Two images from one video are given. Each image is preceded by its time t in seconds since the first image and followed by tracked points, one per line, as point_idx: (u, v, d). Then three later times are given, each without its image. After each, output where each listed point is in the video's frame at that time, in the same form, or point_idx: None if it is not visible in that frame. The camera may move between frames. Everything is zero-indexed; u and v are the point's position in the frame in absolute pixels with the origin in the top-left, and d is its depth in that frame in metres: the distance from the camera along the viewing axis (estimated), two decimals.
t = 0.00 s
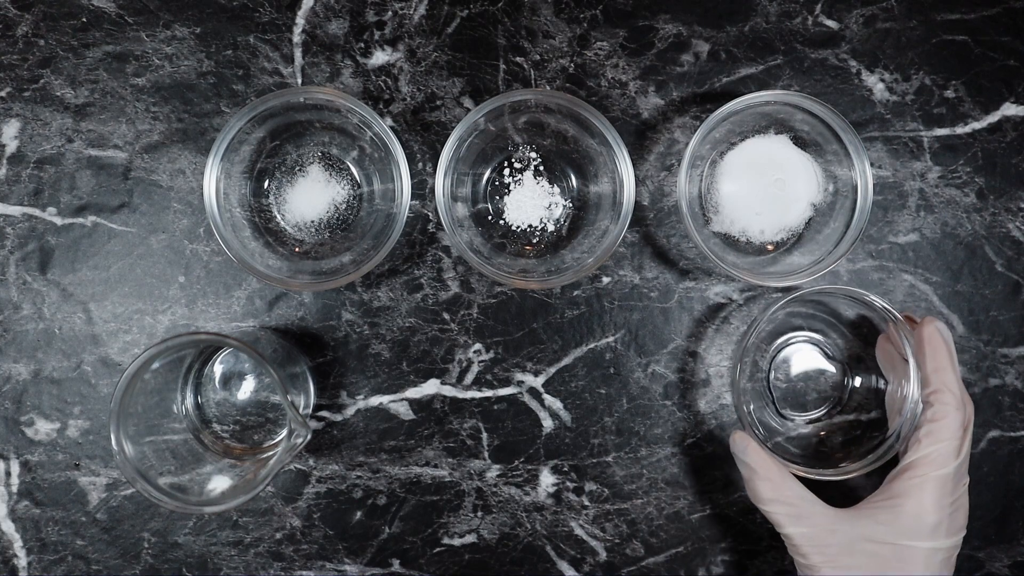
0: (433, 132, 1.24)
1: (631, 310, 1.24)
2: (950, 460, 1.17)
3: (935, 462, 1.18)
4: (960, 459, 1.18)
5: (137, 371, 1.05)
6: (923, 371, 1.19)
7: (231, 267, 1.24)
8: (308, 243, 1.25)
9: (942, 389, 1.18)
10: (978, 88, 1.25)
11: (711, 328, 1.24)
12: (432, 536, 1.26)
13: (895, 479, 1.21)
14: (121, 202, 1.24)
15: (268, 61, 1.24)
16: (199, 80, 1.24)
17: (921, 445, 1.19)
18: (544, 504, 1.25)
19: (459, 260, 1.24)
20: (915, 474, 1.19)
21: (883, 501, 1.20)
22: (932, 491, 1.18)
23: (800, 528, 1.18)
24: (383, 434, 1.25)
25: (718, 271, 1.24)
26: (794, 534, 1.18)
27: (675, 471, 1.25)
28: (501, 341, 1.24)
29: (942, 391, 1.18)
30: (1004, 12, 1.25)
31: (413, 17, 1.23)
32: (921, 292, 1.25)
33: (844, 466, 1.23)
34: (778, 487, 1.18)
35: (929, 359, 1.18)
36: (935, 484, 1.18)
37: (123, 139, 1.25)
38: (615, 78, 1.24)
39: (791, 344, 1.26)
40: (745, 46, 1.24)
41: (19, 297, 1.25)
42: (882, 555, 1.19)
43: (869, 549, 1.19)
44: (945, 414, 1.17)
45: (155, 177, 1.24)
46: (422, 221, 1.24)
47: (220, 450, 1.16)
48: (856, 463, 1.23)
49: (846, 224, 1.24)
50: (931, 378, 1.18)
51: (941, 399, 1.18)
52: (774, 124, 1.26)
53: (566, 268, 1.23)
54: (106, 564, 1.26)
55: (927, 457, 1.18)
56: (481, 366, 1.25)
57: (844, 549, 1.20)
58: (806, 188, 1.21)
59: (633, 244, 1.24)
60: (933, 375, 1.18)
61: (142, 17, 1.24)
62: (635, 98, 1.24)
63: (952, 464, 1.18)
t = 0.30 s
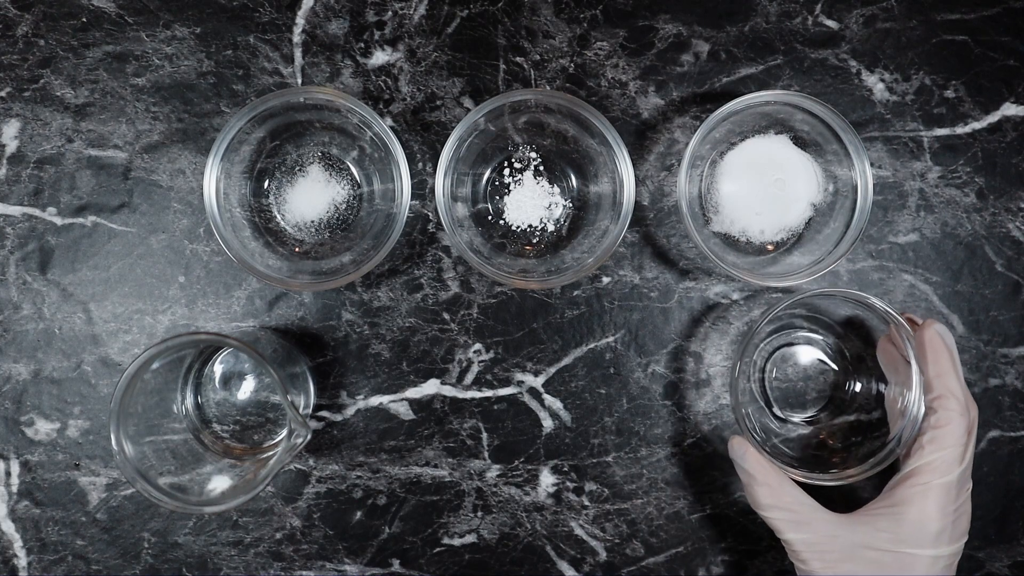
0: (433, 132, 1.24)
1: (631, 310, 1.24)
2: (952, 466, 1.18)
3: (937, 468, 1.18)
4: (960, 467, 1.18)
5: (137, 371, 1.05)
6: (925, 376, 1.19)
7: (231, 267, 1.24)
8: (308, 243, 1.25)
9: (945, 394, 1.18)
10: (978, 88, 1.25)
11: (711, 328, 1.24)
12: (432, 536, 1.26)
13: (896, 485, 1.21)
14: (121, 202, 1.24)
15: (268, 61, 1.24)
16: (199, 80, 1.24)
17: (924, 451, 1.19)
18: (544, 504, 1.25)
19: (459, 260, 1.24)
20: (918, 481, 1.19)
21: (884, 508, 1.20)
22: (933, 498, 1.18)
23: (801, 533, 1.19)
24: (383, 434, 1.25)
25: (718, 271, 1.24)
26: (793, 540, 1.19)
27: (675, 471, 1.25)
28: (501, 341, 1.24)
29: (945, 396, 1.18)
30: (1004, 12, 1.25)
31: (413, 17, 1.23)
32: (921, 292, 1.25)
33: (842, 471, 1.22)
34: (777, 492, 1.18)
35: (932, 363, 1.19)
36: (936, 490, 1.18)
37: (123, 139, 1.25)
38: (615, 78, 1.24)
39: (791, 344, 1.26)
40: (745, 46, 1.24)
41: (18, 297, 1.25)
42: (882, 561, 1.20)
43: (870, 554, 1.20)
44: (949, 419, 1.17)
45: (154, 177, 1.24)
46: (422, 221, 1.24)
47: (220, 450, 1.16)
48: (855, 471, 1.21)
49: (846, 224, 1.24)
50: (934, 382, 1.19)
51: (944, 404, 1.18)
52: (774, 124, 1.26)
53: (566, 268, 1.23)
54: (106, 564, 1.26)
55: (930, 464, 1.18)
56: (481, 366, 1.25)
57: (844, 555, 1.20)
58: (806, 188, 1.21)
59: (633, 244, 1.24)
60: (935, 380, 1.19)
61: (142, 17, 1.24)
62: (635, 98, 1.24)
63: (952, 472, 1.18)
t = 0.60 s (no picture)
0: (433, 132, 1.24)
1: (631, 310, 1.24)
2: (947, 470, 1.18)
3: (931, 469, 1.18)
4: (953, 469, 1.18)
5: (137, 371, 1.05)
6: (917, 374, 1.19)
7: (231, 267, 1.24)
8: (308, 243, 1.25)
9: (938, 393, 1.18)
10: (978, 89, 1.25)
11: (710, 328, 1.24)
12: (432, 536, 1.26)
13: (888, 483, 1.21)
14: (121, 202, 1.24)
15: (268, 61, 1.24)
16: (199, 80, 1.24)
17: (915, 451, 1.18)
18: (544, 504, 1.25)
19: (459, 260, 1.24)
20: (911, 480, 1.18)
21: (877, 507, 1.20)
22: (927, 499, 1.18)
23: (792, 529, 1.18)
24: (383, 434, 1.25)
25: (718, 271, 1.24)
26: (784, 541, 1.19)
27: (675, 471, 1.25)
28: (501, 341, 1.24)
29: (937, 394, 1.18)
30: (1004, 12, 1.25)
31: (413, 17, 1.23)
32: (921, 292, 1.25)
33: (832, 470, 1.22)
34: (766, 493, 1.18)
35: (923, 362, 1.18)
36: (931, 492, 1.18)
37: (123, 139, 1.25)
38: (615, 78, 1.24)
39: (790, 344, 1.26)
40: (745, 46, 1.24)
41: (18, 297, 1.25)
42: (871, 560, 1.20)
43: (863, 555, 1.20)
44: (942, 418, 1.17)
45: (155, 177, 1.24)
46: (422, 221, 1.24)
47: (220, 450, 1.16)
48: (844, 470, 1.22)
49: (846, 224, 1.24)
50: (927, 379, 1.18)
51: (938, 403, 1.18)
52: (774, 123, 1.26)
53: (566, 268, 1.23)
54: (106, 564, 1.26)
55: (922, 463, 1.18)
56: (481, 366, 1.25)
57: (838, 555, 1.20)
58: (806, 188, 1.21)
59: (633, 244, 1.24)
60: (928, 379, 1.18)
61: (142, 17, 1.24)
62: (635, 98, 1.24)
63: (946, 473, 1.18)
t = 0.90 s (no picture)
0: (433, 132, 1.24)
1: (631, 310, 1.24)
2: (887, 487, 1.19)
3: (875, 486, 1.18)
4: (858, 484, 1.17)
5: (137, 371, 1.05)
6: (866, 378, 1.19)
7: (231, 267, 1.24)
8: (308, 243, 1.25)
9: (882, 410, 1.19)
10: (978, 89, 1.25)
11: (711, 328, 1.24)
12: (432, 536, 1.26)
13: (827, 514, 1.17)
14: (121, 202, 1.24)
15: (268, 61, 1.23)
16: (199, 80, 1.24)
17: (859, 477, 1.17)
18: (544, 504, 1.25)
19: (459, 260, 1.24)
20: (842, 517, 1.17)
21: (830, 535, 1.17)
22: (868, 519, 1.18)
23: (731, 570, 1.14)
24: (383, 434, 1.25)
25: (718, 271, 1.24)
26: None
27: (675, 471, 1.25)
28: (501, 341, 1.24)
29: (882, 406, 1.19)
30: (1004, 12, 1.25)
31: (413, 17, 1.23)
32: (921, 292, 1.25)
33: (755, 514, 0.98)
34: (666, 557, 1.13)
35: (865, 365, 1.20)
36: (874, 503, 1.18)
37: (123, 139, 1.25)
38: (615, 78, 1.24)
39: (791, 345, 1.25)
40: (745, 46, 1.24)
41: (19, 297, 1.25)
42: None
43: None
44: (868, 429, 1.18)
45: (155, 177, 1.24)
46: (422, 221, 1.24)
47: (220, 450, 1.16)
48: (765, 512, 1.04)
49: (846, 224, 1.24)
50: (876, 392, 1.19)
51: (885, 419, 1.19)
52: (774, 124, 1.26)
53: (566, 269, 1.24)
54: (106, 564, 1.26)
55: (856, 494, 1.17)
56: (481, 366, 1.25)
57: None
58: (806, 188, 1.22)
59: (633, 244, 1.24)
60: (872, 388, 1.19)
61: (142, 17, 1.24)
62: (635, 98, 1.24)
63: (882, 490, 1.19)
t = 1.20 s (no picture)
0: (433, 132, 1.24)
1: (631, 310, 1.24)
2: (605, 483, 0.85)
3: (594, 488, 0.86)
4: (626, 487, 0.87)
5: (135, 372, 1.11)
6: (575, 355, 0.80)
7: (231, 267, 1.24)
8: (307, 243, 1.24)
9: (601, 394, 0.83)
10: (978, 89, 1.25)
11: (711, 328, 1.24)
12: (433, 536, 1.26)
13: (542, 481, 0.86)
14: (121, 202, 1.24)
15: (268, 61, 1.23)
16: (199, 80, 1.24)
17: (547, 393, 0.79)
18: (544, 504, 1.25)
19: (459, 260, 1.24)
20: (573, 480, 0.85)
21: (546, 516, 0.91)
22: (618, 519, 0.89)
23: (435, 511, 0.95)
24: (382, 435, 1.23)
25: (718, 271, 1.24)
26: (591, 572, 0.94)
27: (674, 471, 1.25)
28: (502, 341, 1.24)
29: (575, 404, 0.80)
30: (1004, 12, 1.25)
31: (413, 17, 1.23)
32: (921, 292, 1.25)
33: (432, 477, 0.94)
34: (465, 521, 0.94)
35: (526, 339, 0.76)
36: (626, 453, 0.85)
37: (123, 139, 1.25)
38: (615, 78, 1.24)
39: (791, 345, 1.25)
40: (745, 46, 1.24)
41: (19, 297, 1.25)
42: None
43: None
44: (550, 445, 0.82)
45: (155, 177, 1.24)
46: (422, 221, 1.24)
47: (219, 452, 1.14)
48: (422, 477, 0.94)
49: (845, 225, 1.24)
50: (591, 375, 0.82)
51: (605, 409, 0.83)
52: (774, 124, 1.26)
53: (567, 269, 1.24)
54: (106, 564, 1.26)
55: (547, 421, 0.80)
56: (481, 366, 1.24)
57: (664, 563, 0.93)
58: (806, 188, 1.22)
59: (633, 244, 1.24)
60: (596, 374, 0.83)
61: (142, 17, 1.24)
62: (635, 99, 1.24)
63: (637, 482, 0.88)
